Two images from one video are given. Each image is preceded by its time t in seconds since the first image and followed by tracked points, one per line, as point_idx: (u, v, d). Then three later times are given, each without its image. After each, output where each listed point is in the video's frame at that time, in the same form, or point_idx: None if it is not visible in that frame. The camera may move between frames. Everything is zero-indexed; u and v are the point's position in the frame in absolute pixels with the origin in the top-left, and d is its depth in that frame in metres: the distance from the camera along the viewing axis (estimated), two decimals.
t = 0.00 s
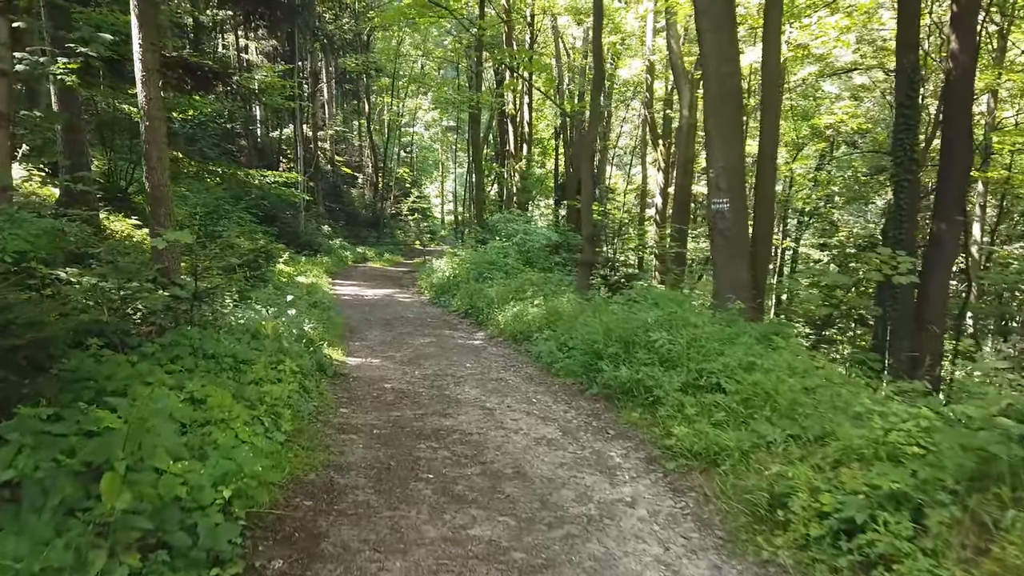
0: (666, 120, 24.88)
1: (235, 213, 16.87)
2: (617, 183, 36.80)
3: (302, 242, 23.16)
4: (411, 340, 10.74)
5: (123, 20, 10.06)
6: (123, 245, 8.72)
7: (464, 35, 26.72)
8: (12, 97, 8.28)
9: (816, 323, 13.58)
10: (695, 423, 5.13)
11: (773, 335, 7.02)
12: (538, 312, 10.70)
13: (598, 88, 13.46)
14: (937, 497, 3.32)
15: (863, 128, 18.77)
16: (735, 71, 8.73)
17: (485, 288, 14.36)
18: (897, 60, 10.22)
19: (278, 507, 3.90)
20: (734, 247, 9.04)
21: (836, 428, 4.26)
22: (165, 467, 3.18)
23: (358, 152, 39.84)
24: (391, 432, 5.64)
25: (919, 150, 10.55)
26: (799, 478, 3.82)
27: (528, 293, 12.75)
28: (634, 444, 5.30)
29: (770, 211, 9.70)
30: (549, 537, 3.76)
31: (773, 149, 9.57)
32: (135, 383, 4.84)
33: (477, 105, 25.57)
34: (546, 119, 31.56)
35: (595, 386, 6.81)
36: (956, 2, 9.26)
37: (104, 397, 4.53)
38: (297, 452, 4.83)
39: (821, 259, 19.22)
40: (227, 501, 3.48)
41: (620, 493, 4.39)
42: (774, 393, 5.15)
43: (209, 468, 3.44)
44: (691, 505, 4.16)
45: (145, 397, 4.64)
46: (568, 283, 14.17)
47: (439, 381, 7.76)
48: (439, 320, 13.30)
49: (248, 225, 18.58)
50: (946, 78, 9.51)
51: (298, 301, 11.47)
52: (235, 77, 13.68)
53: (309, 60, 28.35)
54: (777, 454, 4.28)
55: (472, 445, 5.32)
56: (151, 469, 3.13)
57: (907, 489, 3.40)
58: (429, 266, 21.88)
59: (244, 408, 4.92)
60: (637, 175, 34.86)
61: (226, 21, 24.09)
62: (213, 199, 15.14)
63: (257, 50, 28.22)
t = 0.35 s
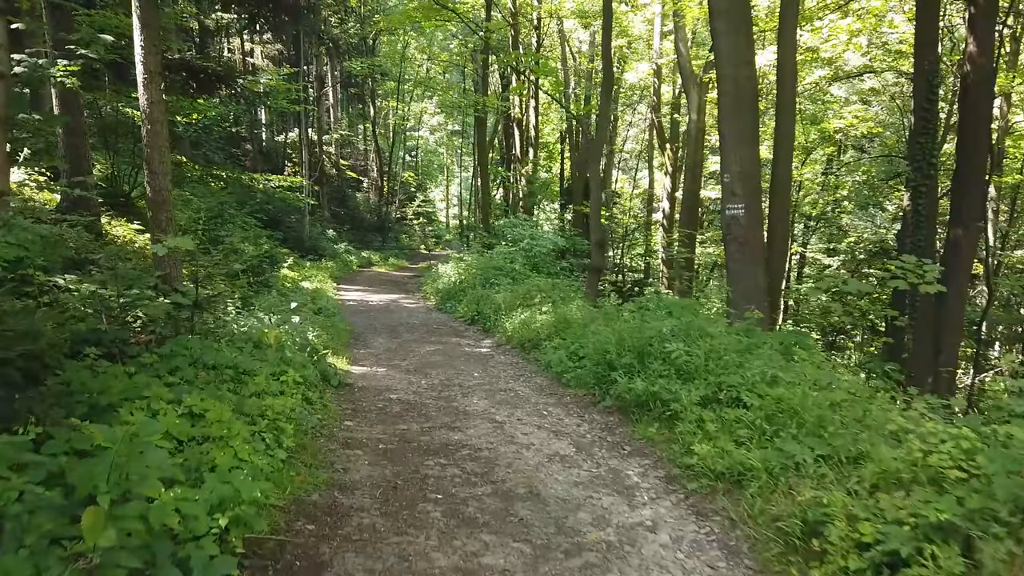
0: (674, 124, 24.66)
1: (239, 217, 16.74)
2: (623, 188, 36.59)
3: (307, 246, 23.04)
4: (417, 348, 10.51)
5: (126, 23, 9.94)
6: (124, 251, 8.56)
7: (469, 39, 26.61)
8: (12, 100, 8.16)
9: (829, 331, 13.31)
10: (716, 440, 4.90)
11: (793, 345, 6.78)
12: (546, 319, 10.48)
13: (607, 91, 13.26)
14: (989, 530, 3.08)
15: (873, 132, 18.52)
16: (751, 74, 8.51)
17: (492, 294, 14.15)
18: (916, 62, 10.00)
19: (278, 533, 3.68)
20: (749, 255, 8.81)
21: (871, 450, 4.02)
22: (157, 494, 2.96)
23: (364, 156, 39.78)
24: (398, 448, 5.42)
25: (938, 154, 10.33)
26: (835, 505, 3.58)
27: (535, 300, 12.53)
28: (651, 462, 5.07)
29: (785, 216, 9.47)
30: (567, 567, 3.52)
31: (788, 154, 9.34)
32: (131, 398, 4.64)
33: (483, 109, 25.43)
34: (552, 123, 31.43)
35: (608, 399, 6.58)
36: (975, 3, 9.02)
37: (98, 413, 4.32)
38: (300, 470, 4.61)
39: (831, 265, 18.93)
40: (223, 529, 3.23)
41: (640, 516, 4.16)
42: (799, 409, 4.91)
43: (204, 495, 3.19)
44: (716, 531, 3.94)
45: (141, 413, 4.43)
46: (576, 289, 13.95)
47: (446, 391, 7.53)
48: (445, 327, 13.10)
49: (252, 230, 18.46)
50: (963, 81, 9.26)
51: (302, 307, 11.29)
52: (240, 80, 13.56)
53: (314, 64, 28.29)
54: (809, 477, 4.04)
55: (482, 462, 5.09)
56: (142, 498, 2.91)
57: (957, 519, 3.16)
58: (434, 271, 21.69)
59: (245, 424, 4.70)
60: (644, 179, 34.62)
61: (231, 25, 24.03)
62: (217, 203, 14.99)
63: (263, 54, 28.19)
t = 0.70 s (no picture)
0: (681, 127, 24.40)
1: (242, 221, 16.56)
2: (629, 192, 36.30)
3: (311, 250, 22.84)
4: (422, 353, 10.23)
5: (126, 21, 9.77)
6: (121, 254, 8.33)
7: (475, 42, 26.47)
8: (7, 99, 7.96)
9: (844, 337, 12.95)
10: (740, 454, 4.60)
11: (815, 353, 6.46)
12: (554, 324, 10.18)
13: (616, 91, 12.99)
14: None
15: (885, 134, 18.18)
16: (767, 71, 8.21)
17: (498, 298, 13.85)
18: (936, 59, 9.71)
19: (268, 558, 3.39)
20: (765, 257, 8.50)
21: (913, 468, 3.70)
22: (130, 520, 2.68)
23: (369, 160, 39.61)
24: (400, 460, 5.13)
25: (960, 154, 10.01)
26: (879, 530, 3.26)
27: (543, 304, 12.24)
28: (670, 476, 4.76)
29: (802, 218, 9.15)
30: None
31: (804, 154, 9.04)
32: (118, 408, 4.37)
33: (489, 112, 25.21)
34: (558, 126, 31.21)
35: (621, 407, 6.27)
36: None
37: (81, 424, 4.05)
38: (296, 485, 4.32)
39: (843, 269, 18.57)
40: (204, 558, 2.92)
41: (660, 538, 3.85)
42: (828, 421, 4.60)
43: (182, 520, 2.88)
44: (746, 555, 3.63)
45: (126, 424, 4.16)
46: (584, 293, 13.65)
47: (451, 399, 7.24)
48: (450, 332, 12.82)
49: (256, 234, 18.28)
50: (981, 79, 8.91)
51: (304, 312, 11.05)
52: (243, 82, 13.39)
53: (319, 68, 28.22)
54: (845, 498, 3.72)
55: (489, 477, 4.79)
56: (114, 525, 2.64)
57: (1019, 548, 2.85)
58: (440, 275, 21.45)
59: (237, 436, 4.43)
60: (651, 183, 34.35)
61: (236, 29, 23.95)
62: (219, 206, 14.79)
63: (268, 57, 28.10)
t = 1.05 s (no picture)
0: (688, 132, 24.17)
1: (246, 227, 16.38)
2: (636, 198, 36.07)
3: (316, 257, 22.66)
4: (426, 363, 9.98)
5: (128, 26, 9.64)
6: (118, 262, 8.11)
7: (481, 47, 26.33)
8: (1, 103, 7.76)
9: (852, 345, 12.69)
10: (763, 475, 4.32)
11: (835, 366, 6.19)
12: (561, 333, 9.92)
13: (625, 94, 12.74)
14: None
15: (895, 139, 17.91)
16: (782, 73, 7.98)
17: (504, 306, 13.61)
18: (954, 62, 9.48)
19: None
20: (780, 265, 8.22)
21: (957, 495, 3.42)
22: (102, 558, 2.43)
23: (374, 166, 39.63)
24: (402, 479, 4.87)
25: (980, 159, 9.74)
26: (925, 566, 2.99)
27: (549, 312, 11.98)
28: (688, 498, 4.49)
29: (817, 224, 8.88)
30: None
31: (820, 158, 8.77)
32: (104, 426, 4.13)
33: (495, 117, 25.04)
34: (563, 132, 31.08)
35: (634, 422, 6.00)
36: None
37: (63, 445, 3.81)
38: (291, 509, 4.07)
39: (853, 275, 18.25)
40: None
41: (681, 568, 3.59)
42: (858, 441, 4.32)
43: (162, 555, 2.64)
44: None
45: (112, 444, 3.91)
46: (591, 301, 13.38)
47: (456, 412, 6.99)
48: (455, 340, 12.57)
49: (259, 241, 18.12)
50: (1000, 83, 8.67)
51: (306, 320, 10.83)
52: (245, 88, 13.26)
53: (324, 74, 28.16)
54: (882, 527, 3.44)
55: (496, 498, 4.53)
56: (87, 565, 2.41)
57: None
58: (444, 282, 21.23)
59: (230, 456, 4.19)
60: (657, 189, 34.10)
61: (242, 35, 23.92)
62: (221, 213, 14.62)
63: (274, 63, 28.08)
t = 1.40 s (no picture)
0: (696, 135, 23.91)
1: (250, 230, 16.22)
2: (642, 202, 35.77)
3: (320, 261, 22.48)
4: (432, 369, 9.72)
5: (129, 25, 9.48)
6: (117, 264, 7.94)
7: (487, 50, 26.23)
8: None
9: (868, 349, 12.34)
10: (791, 490, 4.06)
11: (860, 373, 5.91)
12: (571, 338, 9.66)
13: (634, 95, 12.49)
14: None
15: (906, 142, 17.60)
16: (801, 69, 7.73)
17: (511, 310, 13.35)
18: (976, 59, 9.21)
19: None
20: (798, 267, 7.96)
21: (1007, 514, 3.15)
22: None
23: (380, 171, 39.54)
24: (407, 492, 4.62)
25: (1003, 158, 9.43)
26: None
27: (558, 317, 11.71)
28: (710, 514, 4.23)
29: (835, 226, 8.61)
30: None
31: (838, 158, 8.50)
32: (93, 435, 3.90)
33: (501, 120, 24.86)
34: (569, 135, 30.88)
35: (649, 431, 5.75)
36: None
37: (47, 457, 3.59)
38: (288, 525, 3.83)
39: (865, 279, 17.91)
40: None
41: None
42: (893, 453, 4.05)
43: None
44: None
45: (100, 455, 3.69)
46: (600, 306, 13.11)
47: (463, 420, 6.73)
48: (461, 345, 12.31)
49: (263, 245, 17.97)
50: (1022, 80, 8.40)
51: (309, 324, 10.62)
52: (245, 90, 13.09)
53: (329, 78, 28.06)
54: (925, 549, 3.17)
55: (506, 513, 4.27)
56: None
57: None
58: (450, 286, 21.00)
59: (225, 468, 3.96)
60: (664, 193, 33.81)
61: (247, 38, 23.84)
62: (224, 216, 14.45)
63: (279, 67, 28.01)
